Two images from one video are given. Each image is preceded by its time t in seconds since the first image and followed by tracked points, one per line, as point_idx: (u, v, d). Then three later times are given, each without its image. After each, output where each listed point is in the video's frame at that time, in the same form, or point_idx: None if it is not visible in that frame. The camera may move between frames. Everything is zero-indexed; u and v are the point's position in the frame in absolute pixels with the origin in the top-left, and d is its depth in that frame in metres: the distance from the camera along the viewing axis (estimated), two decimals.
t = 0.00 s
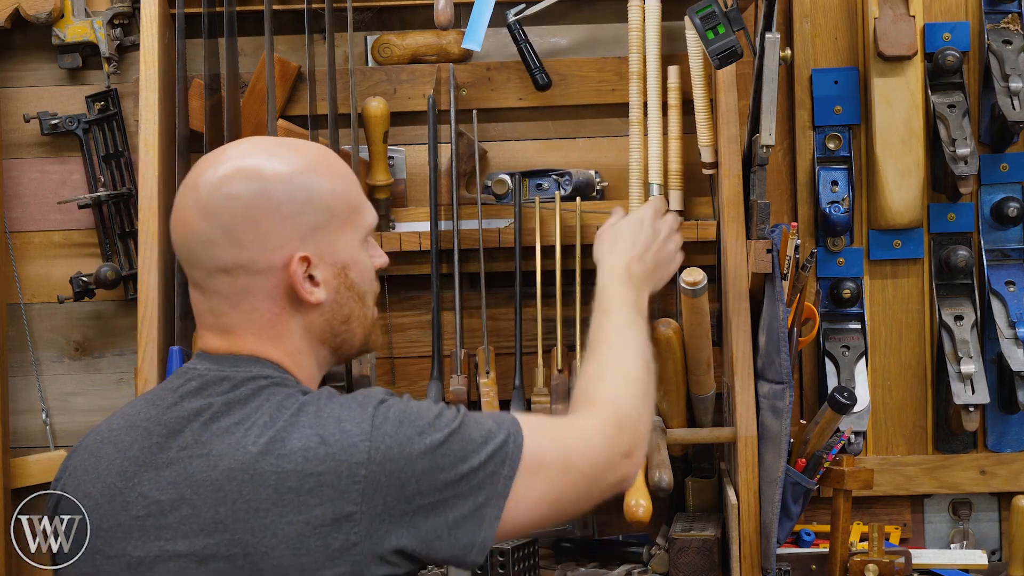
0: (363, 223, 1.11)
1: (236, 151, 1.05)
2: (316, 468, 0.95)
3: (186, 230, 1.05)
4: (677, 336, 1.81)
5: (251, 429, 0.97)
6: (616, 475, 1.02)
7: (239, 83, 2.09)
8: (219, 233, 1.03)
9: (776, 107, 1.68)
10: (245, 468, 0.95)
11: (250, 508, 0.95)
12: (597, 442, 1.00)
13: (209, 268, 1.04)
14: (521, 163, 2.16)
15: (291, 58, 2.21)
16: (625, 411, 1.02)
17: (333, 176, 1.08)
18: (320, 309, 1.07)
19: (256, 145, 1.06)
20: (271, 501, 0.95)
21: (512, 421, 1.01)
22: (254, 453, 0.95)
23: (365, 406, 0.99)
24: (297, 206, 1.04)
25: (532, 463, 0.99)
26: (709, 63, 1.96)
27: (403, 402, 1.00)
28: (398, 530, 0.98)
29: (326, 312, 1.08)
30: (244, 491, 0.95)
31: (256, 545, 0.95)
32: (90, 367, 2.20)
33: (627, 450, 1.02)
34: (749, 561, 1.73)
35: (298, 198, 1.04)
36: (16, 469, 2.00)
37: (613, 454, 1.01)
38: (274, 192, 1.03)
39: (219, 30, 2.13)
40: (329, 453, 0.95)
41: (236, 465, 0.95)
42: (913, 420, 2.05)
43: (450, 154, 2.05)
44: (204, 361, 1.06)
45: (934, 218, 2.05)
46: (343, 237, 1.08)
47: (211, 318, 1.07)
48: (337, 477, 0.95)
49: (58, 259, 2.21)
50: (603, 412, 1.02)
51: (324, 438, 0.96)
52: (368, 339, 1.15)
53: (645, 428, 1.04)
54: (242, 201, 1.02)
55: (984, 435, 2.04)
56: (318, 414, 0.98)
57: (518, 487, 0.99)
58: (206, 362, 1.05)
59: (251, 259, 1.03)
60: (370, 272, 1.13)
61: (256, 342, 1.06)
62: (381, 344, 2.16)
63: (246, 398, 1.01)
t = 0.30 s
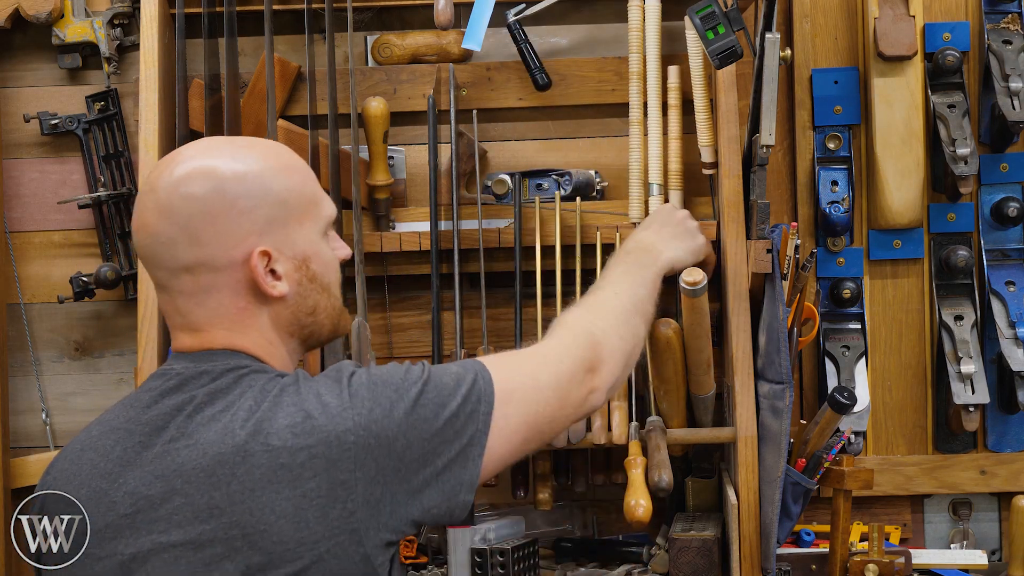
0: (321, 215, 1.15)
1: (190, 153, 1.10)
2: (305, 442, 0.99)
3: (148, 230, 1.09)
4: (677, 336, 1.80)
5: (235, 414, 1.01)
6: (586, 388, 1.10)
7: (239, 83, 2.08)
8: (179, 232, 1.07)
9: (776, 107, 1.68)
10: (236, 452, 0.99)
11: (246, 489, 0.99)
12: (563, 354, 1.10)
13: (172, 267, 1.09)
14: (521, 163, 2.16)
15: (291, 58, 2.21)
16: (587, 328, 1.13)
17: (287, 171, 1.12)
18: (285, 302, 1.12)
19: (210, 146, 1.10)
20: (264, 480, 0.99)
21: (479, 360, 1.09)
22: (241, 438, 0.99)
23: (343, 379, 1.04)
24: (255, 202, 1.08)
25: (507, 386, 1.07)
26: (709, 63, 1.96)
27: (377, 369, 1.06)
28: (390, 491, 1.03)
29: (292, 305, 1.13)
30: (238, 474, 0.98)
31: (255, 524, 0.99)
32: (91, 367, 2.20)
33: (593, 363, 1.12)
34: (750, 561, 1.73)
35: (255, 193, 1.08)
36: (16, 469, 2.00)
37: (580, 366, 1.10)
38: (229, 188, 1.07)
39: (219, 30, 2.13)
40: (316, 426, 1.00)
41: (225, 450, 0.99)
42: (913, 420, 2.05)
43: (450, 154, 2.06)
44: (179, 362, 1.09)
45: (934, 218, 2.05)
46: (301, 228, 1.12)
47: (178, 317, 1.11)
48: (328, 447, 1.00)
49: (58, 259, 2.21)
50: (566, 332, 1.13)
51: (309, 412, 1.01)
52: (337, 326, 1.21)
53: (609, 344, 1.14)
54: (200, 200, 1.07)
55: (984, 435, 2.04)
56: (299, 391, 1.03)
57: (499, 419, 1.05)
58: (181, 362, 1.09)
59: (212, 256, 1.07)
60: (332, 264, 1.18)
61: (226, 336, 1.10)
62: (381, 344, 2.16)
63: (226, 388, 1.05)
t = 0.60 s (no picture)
0: (297, 214, 1.16)
1: (164, 154, 1.11)
2: (289, 433, 1.00)
3: (124, 230, 1.09)
4: (677, 336, 1.80)
5: (220, 408, 1.02)
6: (574, 379, 1.10)
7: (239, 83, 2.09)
8: (155, 231, 1.08)
9: (776, 107, 1.68)
10: (221, 445, 0.99)
11: (230, 482, 0.99)
12: (551, 344, 1.11)
13: (148, 267, 1.09)
14: (521, 163, 2.16)
15: (291, 58, 2.21)
16: (579, 320, 1.14)
17: (263, 171, 1.13)
18: (263, 300, 1.13)
19: (185, 148, 1.11)
20: (249, 473, 0.99)
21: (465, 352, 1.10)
22: (225, 432, 1.00)
23: (327, 370, 1.05)
24: (230, 201, 1.09)
25: (492, 374, 1.08)
26: (709, 63, 1.96)
27: (360, 360, 1.07)
28: (376, 479, 1.03)
29: (270, 302, 1.14)
30: (223, 467, 0.99)
31: (242, 516, 0.99)
32: (91, 367, 2.20)
33: (583, 355, 1.12)
34: (749, 561, 1.73)
35: (230, 192, 1.09)
36: (16, 469, 2.01)
37: (568, 356, 1.10)
38: (203, 187, 1.08)
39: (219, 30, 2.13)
40: (300, 417, 1.01)
41: (210, 444, 0.99)
42: (913, 420, 2.05)
43: (450, 154, 2.06)
44: (163, 361, 1.10)
45: (934, 218, 2.05)
46: (277, 227, 1.13)
47: (157, 319, 1.11)
48: (312, 437, 1.00)
49: (59, 259, 2.20)
50: (557, 324, 1.14)
51: (293, 403, 1.01)
52: (314, 329, 1.21)
53: (602, 338, 1.14)
54: (175, 199, 1.07)
55: (984, 435, 2.04)
56: (283, 383, 1.04)
57: (484, 408, 1.06)
58: (165, 361, 1.10)
59: (187, 254, 1.08)
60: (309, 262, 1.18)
61: (206, 335, 1.10)
62: (381, 344, 2.16)
63: (211, 383, 1.05)
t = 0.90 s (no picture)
0: (283, 214, 1.17)
1: (150, 156, 1.11)
2: (285, 428, 1.00)
3: (110, 231, 1.10)
4: (677, 336, 1.80)
5: (215, 406, 1.02)
6: (575, 375, 1.10)
7: (239, 83, 2.09)
8: (140, 232, 1.08)
9: (776, 107, 1.68)
10: (216, 441, 1.00)
11: (226, 478, 0.99)
12: (550, 341, 1.11)
13: (134, 267, 1.10)
14: (521, 163, 2.16)
15: (291, 58, 2.21)
16: (578, 317, 1.14)
17: (248, 170, 1.13)
18: (250, 300, 1.13)
19: (172, 149, 1.12)
20: (244, 469, 0.99)
21: (462, 350, 1.10)
22: (221, 428, 1.00)
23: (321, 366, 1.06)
24: (215, 201, 1.09)
25: (490, 372, 1.08)
26: (709, 63, 1.96)
27: (355, 356, 1.08)
28: (371, 474, 1.04)
29: (258, 302, 1.14)
30: (218, 463, 0.99)
31: (236, 512, 0.99)
32: (91, 367, 2.20)
33: (583, 351, 1.12)
34: (749, 561, 1.73)
35: (215, 191, 1.10)
36: (17, 469, 2.01)
37: (568, 352, 1.11)
38: (188, 187, 1.09)
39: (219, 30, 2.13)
40: (296, 411, 1.01)
41: (205, 441, 1.00)
42: (913, 420, 2.04)
43: (450, 154, 2.06)
44: (155, 362, 1.10)
45: (934, 217, 2.05)
46: (263, 226, 1.14)
47: (145, 319, 1.12)
48: (308, 432, 1.01)
49: (59, 259, 2.20)
50: (557, 320, 1.14)
51: (288, 399, 1.02)
52: (303, 327, 1.22)
53: (603, 334, 1.14)
54: (160, 200, 1.08)
55: (984, 435, 2.04)
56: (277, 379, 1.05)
57: (482, 403, 1.07)
58: (157, 362, 1.10)
59: (173, 254, 1.08)
60: (295, 263, 1.19)
61: (195, 335, 1.11)
62: (381, 344, 2.16)
63: (204, 383, 1.06)
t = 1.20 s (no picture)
0: (274, 215, 1.16)
1: (140, 154, 1.10)
2: (264, 436, 0.99)
3: (99, 229, 1.09)
4: (677, 336, 1.81)
5: (197, 411, 1.01)
6: (583, 403, 1.06)
7: (239, 83, 2.08)
8: (128, 229, 1.07)
9: (776, 107, 1.68)
10: (196, 448, 0.99)
11: (205, 486, 0.98)
12: (556, 368, 1.06)
13: (122, 264, 1.09)
14: (520, 163, 2.16)
15: (291, 58, 2.21)
16: (585, 339, 1.09)
17: (238, 170, 1.13)
18: (238, 299, 1.12)
19: (162, 148, 1.11)
20: (223, 476, 0.98)
21: (458, 366, 1.06)
22: (201, 435, 0.99)
23: (305, 373, 1.04)
24: (205, 199, 1.08)
25: (489, 398, 1.03)
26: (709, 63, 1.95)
27: (342, 365, 1.05)
28: (354, 487, 1.00)
29: (247, 302, 1.13)
30: (198, 470, 0.98)
31: (217, 520, 0.98)
32: (91, 367, 2.20)
33: (590, 379, 1.07)
34: (749, 561, 1.73)
35: (204, 190, 1.09)
36: (17, 468, 2.01)
37: (575, 380, 1.06)
38: (177, 185, 1.07)
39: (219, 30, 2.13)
40: (275, 420, 0.99)
41: (186, 447, 0.99)
42: (913, 420, 2.04)
43: (450, 154, 2.06)
44: (143, 364, 1.09)
45: (934, 217, 2.05)
46: (252, 226, 1.13)
47: (134, 319, 1.11)
48: (287, 441, 0.99)
49: (59, 259, 2.21)
50: (562, 344, 1.09)
51: (269, 406, 1.00)
52: (293, 330, 1.21)
53: (610, 358, 1.09)
54: (149, 198, 1.07)
55: (984, 435, 2.04)
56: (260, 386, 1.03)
57: (473, 423, 1.02)
58: (146, 365, 1.09)
59: (161, 252, 1.07)
60: (285, 264, 1.18)
61: (182, 336, 1.10)
62: (381, 344, 2.16)
63: (190, 388, 1.05)
